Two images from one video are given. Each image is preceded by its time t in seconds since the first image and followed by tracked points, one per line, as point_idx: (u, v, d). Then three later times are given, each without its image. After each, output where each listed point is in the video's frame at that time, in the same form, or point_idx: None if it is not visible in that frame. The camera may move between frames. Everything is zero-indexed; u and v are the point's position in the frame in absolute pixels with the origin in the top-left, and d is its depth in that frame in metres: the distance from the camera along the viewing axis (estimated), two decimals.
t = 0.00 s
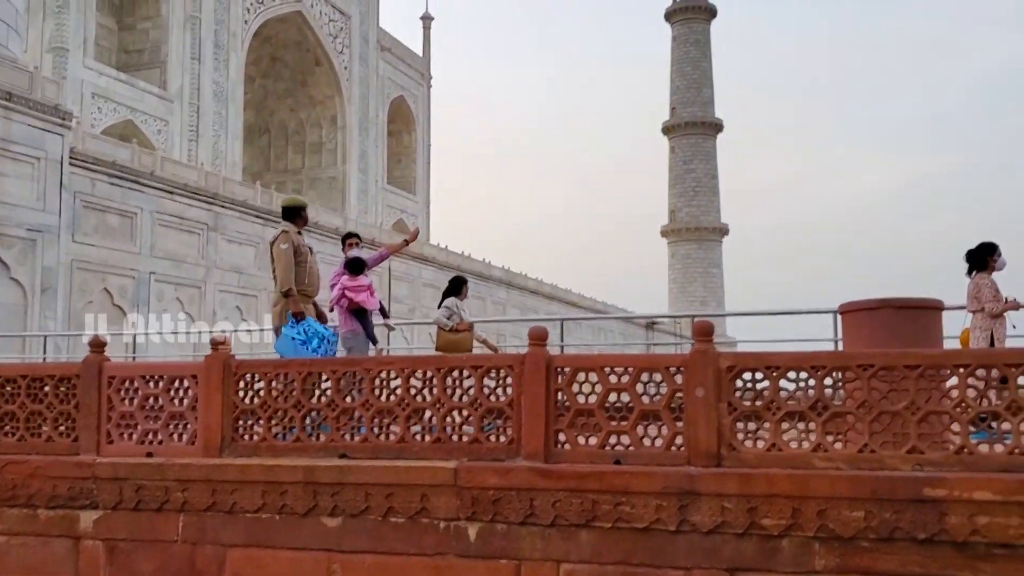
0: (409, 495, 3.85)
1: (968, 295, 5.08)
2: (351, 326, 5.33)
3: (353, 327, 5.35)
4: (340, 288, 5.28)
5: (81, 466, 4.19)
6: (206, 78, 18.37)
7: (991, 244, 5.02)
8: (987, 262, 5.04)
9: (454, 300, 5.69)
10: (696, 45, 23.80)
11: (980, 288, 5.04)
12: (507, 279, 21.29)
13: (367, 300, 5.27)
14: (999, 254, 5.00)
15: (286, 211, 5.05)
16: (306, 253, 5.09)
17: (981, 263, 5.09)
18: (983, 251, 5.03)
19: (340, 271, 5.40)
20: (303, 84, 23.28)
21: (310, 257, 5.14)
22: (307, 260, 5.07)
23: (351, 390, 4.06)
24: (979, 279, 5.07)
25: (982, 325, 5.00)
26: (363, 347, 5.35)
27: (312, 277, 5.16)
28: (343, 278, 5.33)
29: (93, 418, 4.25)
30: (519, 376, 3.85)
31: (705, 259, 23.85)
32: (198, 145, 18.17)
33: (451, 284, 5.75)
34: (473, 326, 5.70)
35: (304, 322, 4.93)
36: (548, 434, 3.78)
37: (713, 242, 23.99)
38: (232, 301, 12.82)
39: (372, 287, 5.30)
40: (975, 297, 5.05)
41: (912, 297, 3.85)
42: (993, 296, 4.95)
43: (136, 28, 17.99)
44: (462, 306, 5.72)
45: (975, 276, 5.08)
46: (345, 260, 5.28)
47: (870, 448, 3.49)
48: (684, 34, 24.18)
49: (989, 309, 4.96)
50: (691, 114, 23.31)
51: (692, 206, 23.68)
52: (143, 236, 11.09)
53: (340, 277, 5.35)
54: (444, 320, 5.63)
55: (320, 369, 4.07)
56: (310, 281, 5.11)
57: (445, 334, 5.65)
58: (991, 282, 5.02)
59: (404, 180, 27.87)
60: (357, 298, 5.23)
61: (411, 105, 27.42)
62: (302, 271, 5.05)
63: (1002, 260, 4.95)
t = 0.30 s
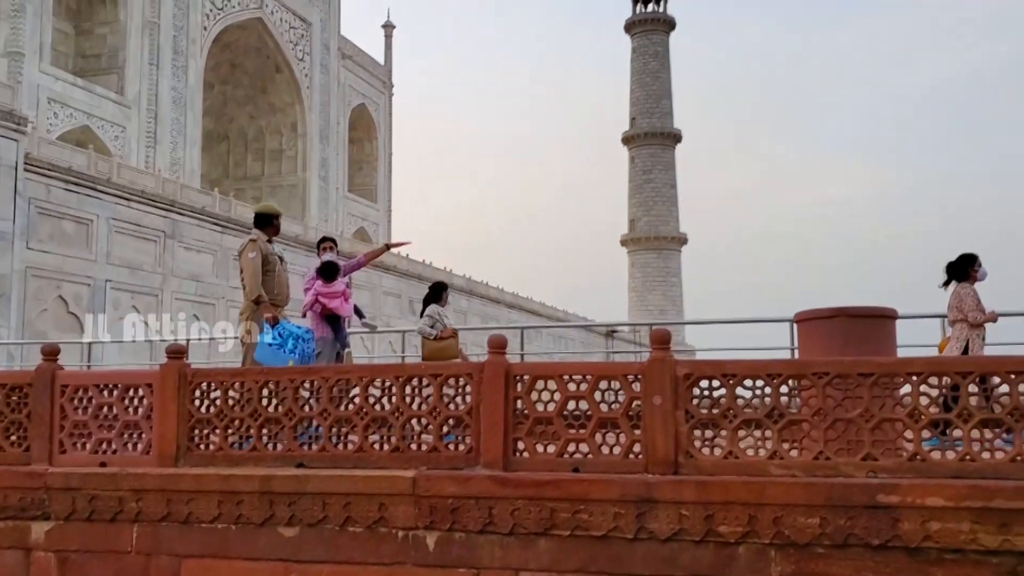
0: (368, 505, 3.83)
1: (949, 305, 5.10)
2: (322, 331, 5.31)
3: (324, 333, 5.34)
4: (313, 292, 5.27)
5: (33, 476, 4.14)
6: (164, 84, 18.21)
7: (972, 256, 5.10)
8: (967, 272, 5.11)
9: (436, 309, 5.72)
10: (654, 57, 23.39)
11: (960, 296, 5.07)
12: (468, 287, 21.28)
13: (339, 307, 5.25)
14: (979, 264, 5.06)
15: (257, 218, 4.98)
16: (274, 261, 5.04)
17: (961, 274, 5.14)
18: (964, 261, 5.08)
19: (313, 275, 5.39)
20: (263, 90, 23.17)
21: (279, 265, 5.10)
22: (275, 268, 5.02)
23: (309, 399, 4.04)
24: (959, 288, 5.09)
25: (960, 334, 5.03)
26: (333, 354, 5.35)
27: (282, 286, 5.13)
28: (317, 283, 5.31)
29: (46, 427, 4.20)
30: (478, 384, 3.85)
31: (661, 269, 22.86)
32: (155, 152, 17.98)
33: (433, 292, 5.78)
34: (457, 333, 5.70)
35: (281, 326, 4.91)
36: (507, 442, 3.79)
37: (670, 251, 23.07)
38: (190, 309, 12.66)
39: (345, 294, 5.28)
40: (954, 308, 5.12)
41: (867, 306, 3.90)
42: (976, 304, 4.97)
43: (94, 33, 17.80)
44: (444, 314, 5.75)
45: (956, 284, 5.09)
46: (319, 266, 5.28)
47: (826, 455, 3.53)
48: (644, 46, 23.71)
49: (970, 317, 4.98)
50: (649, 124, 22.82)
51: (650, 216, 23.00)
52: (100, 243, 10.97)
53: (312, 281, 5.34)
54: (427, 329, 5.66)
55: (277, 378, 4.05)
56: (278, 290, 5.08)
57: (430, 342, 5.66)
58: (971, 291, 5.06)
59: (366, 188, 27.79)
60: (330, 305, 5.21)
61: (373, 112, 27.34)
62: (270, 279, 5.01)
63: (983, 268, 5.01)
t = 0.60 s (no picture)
0: (325, 510, 3.81)
1: (934, 312, 5.22)
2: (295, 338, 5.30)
3: (295, 341, 5.32)
4: (286, 298, 5.25)
5: None
6: (122, 86, 18.02)
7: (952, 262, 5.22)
8: (950, 278, 5.23)
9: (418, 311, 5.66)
10: (615, 65, 23.05)
11: (945, 303, 5.19)
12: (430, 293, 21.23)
13: (312, 314, 5.24)
14: (962, 270, 5.17)
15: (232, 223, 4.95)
16: (247, 267, 4.96)
17: (944, 280, 5.26)
18: (946, 267, 5.21)
19: (286, 283, 5.38)
20: (223, 93, 23.01)
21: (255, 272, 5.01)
22: (247, 275, 4.93)
23: (265, 404, 4.00)
24: (943, 294, 5.21)
25: (944, 338, 5.15)
26: (304, 361, 5.33)
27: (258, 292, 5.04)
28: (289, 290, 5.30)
29: None
30: (437, 389, 3.84)
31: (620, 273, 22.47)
32: (112, 155, 17.77)
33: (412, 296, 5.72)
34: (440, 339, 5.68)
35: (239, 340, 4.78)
36: (465, 446, 3.78)
37: (631, 256, 22.67)
38: (147, 314, 12.54)
39: (318, 302, 5.28)
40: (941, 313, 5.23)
41: (822, 310, 3.94)
42: (958, 309, 5.10)
43: (50, 34, 17.55)
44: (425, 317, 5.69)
45: (940, 291, 5.21)
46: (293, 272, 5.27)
47: (781, 459, 3.56)
48: (605, 53, 23.29)
49: (952, 321, 5.10)
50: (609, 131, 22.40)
51: (611, 222, 22.59)
52: (54, 246, 10.82)
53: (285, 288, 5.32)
54: (414, 333, 5.58)
55: (233, 384, 4.02)
56: (252, 298, 4.98)
57: (413, 346, 5.60)
58: (955, 297, 5.18)
59: (327, 193, 27.66)
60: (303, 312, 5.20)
61: (334, 116, 27.21)
62: (240, 286, 4.93)
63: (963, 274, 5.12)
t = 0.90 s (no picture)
0: (280, 514, 3.77)
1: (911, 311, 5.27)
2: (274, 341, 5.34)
3: (275, 344, 5.36)
4: (263, 300, 5.30)
5: None
6: (76, 85, 17.77)
7: (930, 261, 5.25)
8: (928, 279, 5.27)
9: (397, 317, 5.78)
10: (577, 68, 22.89)
11: (921, 303, 5.24)
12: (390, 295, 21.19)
13: (289, 315, 5.28)
14: (938, 270, 5.20)
15: (205, 220, 4.88)
16: (217, 265, 4.87)
17: (922, 280, 5.30)
18: (922, 267, 5.25)
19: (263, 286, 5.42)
20: (180, 93, 22.79)
21: (224, 270, 4.92)
22: (215, 273, 4.85)
23: (220, 408, 3.96)
24: (920, 295, 5.27)
25: (923, 339, 5.21)
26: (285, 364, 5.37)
27: (226, 291, 4.93)
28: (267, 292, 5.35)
29: None
30: (394, 392, 3.82)
31: (580, 277, 22.29)
32: (66, 155, 17.51)
33: (391, 301, 5.83)
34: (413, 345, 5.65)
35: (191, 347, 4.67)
36: (423, 449, 3.76)
37: (590, 260, 22.56)
38: (102, 316, 12.39)
39: (294, 303, 5.32)
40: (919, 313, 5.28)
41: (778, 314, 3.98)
42: (933, 308, 5.15)
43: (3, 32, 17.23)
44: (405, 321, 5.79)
45: (916, 291, 5.27)
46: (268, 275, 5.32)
47: (737, 461, 3.58)
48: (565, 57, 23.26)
49: (927, 322, 5.16)
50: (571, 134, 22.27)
51: (570, 227, 22.58)
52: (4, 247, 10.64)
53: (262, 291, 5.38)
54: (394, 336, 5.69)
55: (187, 386, 3.97)
56: (220, 298, 4.88)
57: (393, 351, 5.73)
58: (931, 297, 5.22)
59: (285, 194, 27.51)
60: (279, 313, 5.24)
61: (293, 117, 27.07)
62: (207, 285, 4.83)
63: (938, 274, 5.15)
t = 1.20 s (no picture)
0: (229, 517, 3.73)
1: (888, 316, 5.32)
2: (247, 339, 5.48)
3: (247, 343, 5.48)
4: (233, 300, 5.45)
5: None
6: (24, 82, 17.46)
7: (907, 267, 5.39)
8: (904, 284, 5.40)
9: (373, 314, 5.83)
10: (533, 72, 22.19)
11: (896, 308, 5.31)
12: (344, 298, 21.04)
13: (260, 313, 5.42)
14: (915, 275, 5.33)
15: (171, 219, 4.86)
16: (179, 264, 4.79)
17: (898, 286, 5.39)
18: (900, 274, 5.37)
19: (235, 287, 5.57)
20: (131, 91, 22.47)
21: (188, 269, 4.83)
22: (175, 272, 4.76)
23: (168, 410, 3.92)
24: (896, 299, 5.35)
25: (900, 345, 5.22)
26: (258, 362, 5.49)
27: (190, 291, 4.83)
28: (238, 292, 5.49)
29: None
30: (346, 395, 3.80)
31: (538, 280, 21.24)
32: (13, 154, 17.18)
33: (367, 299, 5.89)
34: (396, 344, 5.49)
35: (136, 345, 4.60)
36: (374, 451, 3.75)
37: (547, 263, 21.52)
38: (48, 318, 12.19)
39: (265, 301, 5.45)
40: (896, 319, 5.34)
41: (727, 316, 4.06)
42: (907, 313, 5.24)
43: None
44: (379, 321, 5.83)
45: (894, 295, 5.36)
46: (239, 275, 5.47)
47: (687, 462, 3.61)
48: (521, 61, 22.35)
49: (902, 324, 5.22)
50: (527, 138, 21.52)
51: (527, 229, 21.44)
52: None
53: (234, 291, 5.53)
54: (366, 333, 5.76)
55: (135, 389, 3.93)
56: (182, 297, 4.77)
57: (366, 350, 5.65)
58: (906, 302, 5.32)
59: (238, 195, 27.24)
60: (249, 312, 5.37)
61: (246, 117, 26.81)
62: (166, 284, 4.74)
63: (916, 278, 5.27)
